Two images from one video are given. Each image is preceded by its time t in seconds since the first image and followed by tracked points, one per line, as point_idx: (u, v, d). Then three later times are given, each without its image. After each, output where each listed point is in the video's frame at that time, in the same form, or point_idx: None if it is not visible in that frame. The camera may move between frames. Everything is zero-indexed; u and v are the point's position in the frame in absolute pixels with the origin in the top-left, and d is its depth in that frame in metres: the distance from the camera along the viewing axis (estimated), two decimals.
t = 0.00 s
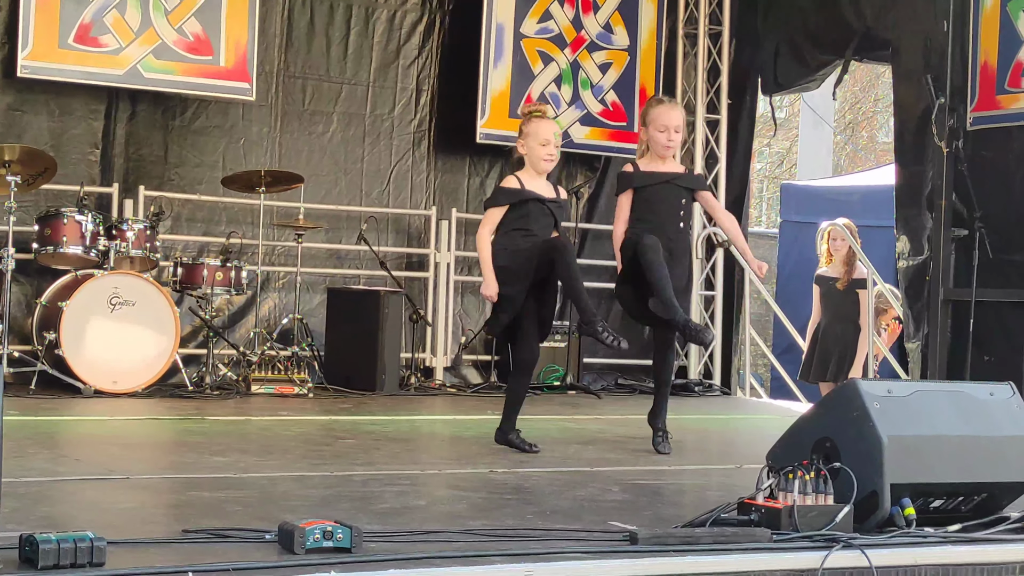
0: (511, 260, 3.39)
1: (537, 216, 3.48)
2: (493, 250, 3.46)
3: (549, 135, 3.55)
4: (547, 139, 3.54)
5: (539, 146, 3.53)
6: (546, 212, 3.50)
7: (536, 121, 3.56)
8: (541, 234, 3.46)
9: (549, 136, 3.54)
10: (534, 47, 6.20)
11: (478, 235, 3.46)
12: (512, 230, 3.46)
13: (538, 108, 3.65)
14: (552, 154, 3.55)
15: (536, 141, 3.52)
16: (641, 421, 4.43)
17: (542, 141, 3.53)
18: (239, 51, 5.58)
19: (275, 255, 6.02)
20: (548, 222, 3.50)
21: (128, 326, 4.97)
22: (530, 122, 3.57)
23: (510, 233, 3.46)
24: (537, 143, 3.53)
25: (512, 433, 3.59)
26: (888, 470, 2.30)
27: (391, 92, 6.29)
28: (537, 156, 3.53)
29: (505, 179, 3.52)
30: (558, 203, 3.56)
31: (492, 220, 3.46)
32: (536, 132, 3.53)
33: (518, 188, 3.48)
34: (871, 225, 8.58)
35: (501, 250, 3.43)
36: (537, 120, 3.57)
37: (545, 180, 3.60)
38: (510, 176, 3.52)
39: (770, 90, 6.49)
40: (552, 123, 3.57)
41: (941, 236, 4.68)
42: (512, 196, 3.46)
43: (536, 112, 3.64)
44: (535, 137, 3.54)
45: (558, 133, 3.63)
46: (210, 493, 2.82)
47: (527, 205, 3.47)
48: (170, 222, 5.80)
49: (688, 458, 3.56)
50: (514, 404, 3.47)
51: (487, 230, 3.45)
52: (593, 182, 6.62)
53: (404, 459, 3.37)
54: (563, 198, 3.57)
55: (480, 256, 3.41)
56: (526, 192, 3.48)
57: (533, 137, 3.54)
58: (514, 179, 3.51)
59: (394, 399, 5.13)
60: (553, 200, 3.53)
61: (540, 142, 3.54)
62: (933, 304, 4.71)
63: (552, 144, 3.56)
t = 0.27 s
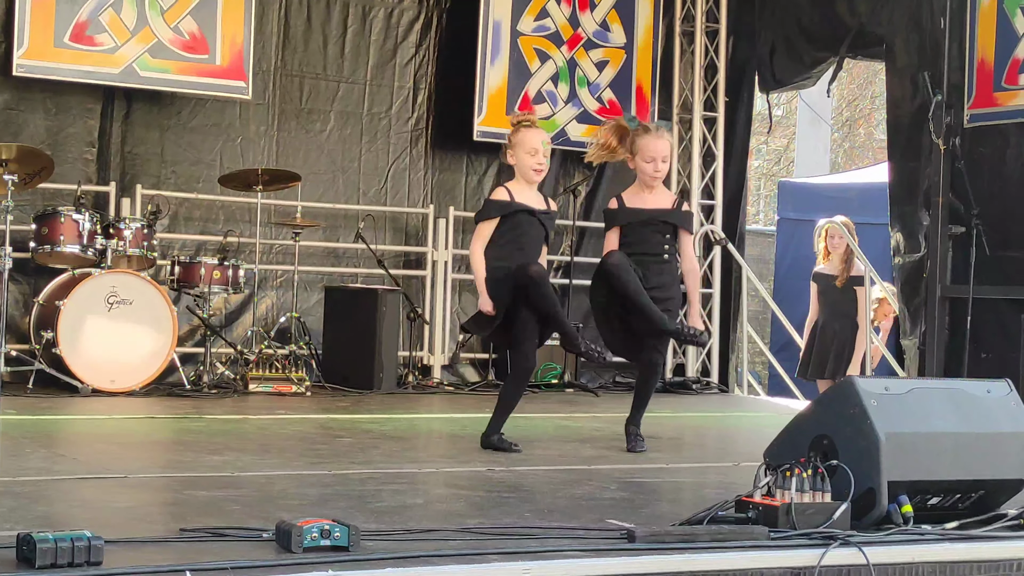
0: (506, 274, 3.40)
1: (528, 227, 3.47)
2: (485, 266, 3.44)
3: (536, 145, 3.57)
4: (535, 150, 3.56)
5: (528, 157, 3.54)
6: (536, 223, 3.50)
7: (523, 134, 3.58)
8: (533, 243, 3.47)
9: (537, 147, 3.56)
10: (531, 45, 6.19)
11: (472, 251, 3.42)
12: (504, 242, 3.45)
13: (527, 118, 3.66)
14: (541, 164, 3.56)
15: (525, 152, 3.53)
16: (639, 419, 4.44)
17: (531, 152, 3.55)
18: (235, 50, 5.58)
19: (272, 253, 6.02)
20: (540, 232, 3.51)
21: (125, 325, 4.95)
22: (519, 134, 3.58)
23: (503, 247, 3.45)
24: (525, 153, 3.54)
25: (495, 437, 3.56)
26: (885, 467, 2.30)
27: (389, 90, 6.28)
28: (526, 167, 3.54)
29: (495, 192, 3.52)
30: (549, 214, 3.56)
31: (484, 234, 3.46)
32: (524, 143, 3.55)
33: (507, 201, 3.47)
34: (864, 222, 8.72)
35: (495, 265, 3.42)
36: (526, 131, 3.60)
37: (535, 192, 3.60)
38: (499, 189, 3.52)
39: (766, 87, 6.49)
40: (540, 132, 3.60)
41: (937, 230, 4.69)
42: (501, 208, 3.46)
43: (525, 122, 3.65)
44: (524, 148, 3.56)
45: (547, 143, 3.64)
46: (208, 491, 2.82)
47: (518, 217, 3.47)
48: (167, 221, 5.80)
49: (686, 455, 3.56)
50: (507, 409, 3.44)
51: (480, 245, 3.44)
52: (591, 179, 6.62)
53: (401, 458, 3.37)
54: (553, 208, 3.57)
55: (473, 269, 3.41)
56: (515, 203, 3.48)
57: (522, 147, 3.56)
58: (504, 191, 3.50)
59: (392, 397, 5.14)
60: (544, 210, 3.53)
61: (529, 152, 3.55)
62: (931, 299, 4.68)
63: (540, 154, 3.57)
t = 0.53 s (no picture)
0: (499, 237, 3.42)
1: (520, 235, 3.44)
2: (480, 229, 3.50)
3: (533, 106, 3.53)
4: (532, 111, 3.52)
5: (525, 119, 3.50)
6: (534, 178, 3.50)
7: (519, 95, 3.54)
8: (531, 203, 3.47)
9: (534, 108, 3.52)
10: (532, 42, 6.19)
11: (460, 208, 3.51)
12: (501, 204, 3.46)
13: (521, 81, 3.62)
14: (538, 125, 3.52)
15: (522, 114, 3.49)
16: (640, 417, 4.44)
17: (527, 113, 3.51)
18: (236, 49, 5.58)
19: (274, 251, 6.02)
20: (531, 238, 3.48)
21: (126, 323, 4.96)
22: (514, 97, 3.54)
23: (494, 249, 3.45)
24: (521, 114, 3.51)
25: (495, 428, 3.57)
26: (886, 465, 2.30)
27: (390, 89, 6.28)
28: (524, 130, 3.51)
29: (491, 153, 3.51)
30: (547, 166, 3.55)
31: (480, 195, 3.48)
32: (521, 106, 3.51)
33: (502, 159, 3.47)
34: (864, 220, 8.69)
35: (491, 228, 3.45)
36: (520, 92, 3.56)
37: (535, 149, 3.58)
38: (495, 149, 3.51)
39: (766, 85, 6.50)
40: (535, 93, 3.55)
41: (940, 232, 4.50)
42: (498, 167, 3.47)
43: (521, 85, 3.61)
44: (519, 110, 3.52)
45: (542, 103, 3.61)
46: (210, 489, 2.83)
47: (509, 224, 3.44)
48: (169, 219, 5.80)
49: (688, 453, 3.56)
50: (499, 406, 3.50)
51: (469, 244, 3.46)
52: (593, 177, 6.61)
53: (403, 456, 3.37)
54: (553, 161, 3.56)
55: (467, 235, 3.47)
56: (511, 162, 3.47)
57: (518, 109, 3.52)
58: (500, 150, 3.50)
59: (394, 395, 5.13)
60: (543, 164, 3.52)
61: (526, 114, 3.52)
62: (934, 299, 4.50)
63: (537, 115, 3.53)
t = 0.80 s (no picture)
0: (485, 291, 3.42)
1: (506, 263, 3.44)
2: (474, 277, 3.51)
3: (526, 154, 3.52)
4: (524, 159, 3.51)
5: (517, 167, 3.50)
6: (521, 230, 3.48)
7: (512, 142, 3.54)
8: (517, 255, 3.45)
9: (527, 156, 3.52)
10: (530, 44, 6.19)
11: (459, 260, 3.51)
12: (487, 255, 3.47)
13: (517, 126, 3.61)
14: (530, 172, 3.52)
15: (514, 162, 3.49)
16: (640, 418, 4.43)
17: (520, 160, 3.51)
18: (235, 50, 5.57)
19: (273, 253, 6.02)
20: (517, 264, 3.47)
21: (126, 325, 4.96)
22: (508, 143, 3.54)
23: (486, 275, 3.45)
24: (515, 162, 3.51)
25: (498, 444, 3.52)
26: (885, 466, 2.30)
27: (390, 90, 6.28)
28: (515, 177, 3.51)
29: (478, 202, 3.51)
30: (535, 219, 3.52)
31: (470, 243, 3.49)
32: (514, 153, 3.51)
33: (488, 209, 3.46)
34: (865, 221, 8.68)
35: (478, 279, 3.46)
36: (515, 139, 3.56)
37: (526, 199, 3.57)
38: (483, 197, 3.51)
39: (765, 87, 6.49)
40: (530, 139, 3.55)
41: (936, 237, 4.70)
42: (483, 218, 3.46)
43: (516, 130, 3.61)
44: (513, 157, 3.52)
45: (538, 151, 3.60)
46: (209, 491, 2.83)
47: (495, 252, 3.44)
48: (168, 221, 5.80)
49: (687, 455, 3.56)
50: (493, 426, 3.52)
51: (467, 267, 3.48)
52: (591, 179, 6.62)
53: (403, 458, 3.37)
54: (542, 215, 3.54)
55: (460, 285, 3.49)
56: (497, 213, 3.46)
57: (512, 155, 3.52)
58: (487, 200, 3.49)
59: (393, 397, 5.13)
60: (530, 217, 3.50)
61: (518, 162, 3.51)
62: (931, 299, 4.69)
63: (530, 163, 3.53)
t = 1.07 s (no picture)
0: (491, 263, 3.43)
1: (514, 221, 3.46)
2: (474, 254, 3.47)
3: (530, 126, 3.52)
4: (528, 131, 3.51)
5: (521, 139, 3.50)
6: (527, 204, 3.49)
7: (516, 114, 3.54)
8: (523, 227, 3.46)
9: (530, 127, 3.52)
10: (527, 44, 6.19)
11: (461, 236, 3.45)
12: (492, 229, 3.46)
13: (521, 98, 3.61)
14: (533, 146, 3.52)
15: (518, 134, 3.49)
16: (638, 417, 4.44)
17: (523, 133, 3.51)
18: (234, 50, 5.57)
19: (272, 253, 6.03)
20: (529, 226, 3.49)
21: (124, 324, 4.95)
22: (512, 114, 3.54)
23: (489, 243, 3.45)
24: (517, 134, 3.51)
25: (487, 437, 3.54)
26: (883, 466, 2.30)
27: (388, 90, 6.28)
28: (519, 148, 3.51)
29: (484, 173, 3.50)
30: (541, 193, 3.54)
31: (474, 218, 3.46)
32: (518, 124, 3.51)
33: (497, 181, 3.46)
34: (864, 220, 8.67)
35: (482, 252, 3.45)
36: (519, 111, 3.55)
37: (529, 172, 3.58)
38: (489, 169, 3.51)
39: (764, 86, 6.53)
40: (534, 112, 3.55)
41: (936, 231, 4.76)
42: (490, 190, 3.45)
43: (520, 102, 3.61)
44: (515, 129, 3.52)
45: (541, 123, 3.60)
46: (207, 491, 2.83)
47: (503, 208, 3.46)
48: (166, 221, 5.80)
49: (686, 454, 3.56)
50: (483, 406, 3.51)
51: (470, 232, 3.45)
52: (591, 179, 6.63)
53: (401, 457, 3.37)
54: (547, 190, 3.56)
55: (461, 262, 3.45)
56: (503, 185, 3.46)
57: (514, 128, 3.52)
58: (493, 171, 3.50)
59: (391, 396, 5.13)
60: (536, 190, 3.52)
61: (522, 133, 3.51)
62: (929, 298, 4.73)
63: (534, 135, 3.53)
